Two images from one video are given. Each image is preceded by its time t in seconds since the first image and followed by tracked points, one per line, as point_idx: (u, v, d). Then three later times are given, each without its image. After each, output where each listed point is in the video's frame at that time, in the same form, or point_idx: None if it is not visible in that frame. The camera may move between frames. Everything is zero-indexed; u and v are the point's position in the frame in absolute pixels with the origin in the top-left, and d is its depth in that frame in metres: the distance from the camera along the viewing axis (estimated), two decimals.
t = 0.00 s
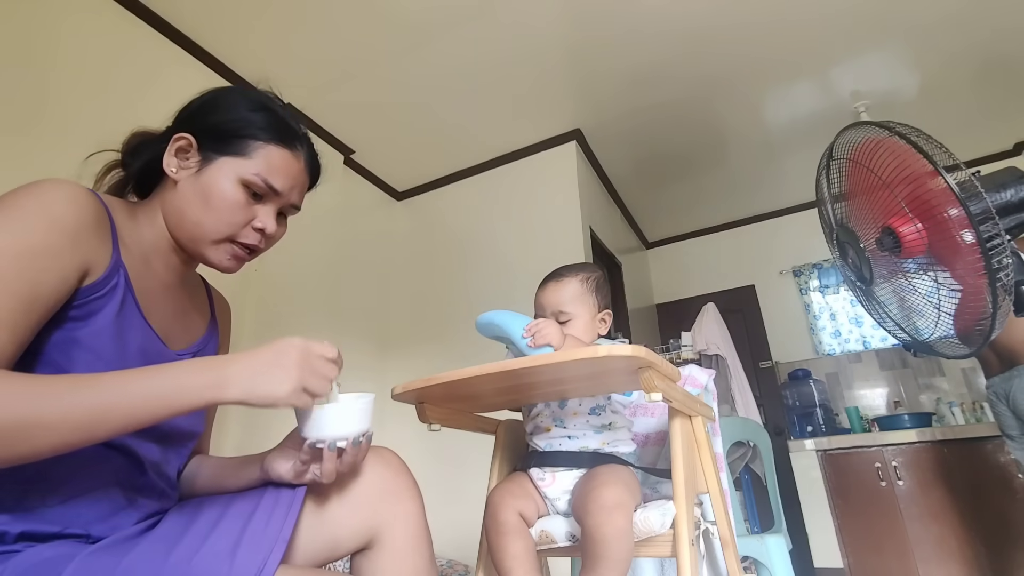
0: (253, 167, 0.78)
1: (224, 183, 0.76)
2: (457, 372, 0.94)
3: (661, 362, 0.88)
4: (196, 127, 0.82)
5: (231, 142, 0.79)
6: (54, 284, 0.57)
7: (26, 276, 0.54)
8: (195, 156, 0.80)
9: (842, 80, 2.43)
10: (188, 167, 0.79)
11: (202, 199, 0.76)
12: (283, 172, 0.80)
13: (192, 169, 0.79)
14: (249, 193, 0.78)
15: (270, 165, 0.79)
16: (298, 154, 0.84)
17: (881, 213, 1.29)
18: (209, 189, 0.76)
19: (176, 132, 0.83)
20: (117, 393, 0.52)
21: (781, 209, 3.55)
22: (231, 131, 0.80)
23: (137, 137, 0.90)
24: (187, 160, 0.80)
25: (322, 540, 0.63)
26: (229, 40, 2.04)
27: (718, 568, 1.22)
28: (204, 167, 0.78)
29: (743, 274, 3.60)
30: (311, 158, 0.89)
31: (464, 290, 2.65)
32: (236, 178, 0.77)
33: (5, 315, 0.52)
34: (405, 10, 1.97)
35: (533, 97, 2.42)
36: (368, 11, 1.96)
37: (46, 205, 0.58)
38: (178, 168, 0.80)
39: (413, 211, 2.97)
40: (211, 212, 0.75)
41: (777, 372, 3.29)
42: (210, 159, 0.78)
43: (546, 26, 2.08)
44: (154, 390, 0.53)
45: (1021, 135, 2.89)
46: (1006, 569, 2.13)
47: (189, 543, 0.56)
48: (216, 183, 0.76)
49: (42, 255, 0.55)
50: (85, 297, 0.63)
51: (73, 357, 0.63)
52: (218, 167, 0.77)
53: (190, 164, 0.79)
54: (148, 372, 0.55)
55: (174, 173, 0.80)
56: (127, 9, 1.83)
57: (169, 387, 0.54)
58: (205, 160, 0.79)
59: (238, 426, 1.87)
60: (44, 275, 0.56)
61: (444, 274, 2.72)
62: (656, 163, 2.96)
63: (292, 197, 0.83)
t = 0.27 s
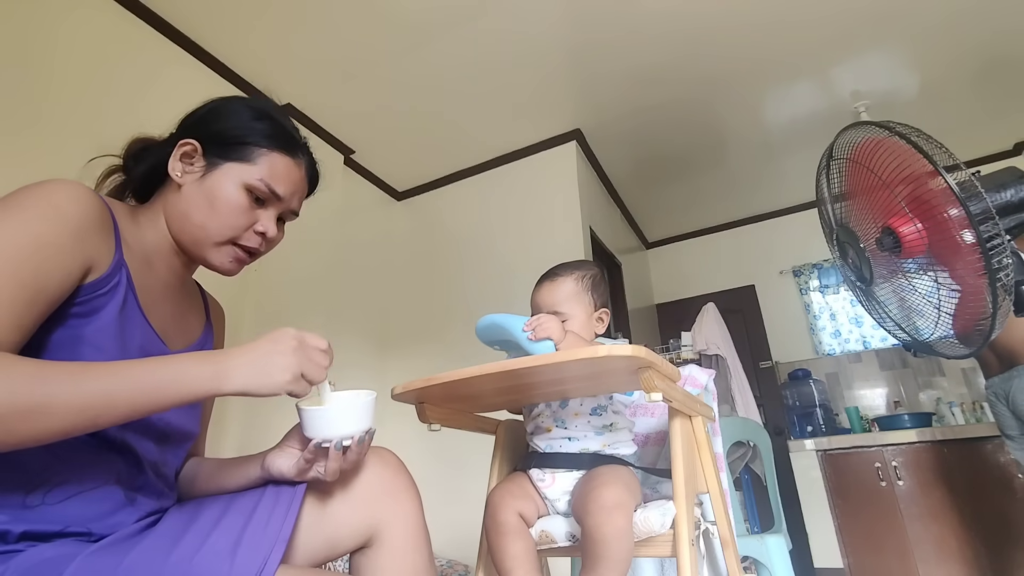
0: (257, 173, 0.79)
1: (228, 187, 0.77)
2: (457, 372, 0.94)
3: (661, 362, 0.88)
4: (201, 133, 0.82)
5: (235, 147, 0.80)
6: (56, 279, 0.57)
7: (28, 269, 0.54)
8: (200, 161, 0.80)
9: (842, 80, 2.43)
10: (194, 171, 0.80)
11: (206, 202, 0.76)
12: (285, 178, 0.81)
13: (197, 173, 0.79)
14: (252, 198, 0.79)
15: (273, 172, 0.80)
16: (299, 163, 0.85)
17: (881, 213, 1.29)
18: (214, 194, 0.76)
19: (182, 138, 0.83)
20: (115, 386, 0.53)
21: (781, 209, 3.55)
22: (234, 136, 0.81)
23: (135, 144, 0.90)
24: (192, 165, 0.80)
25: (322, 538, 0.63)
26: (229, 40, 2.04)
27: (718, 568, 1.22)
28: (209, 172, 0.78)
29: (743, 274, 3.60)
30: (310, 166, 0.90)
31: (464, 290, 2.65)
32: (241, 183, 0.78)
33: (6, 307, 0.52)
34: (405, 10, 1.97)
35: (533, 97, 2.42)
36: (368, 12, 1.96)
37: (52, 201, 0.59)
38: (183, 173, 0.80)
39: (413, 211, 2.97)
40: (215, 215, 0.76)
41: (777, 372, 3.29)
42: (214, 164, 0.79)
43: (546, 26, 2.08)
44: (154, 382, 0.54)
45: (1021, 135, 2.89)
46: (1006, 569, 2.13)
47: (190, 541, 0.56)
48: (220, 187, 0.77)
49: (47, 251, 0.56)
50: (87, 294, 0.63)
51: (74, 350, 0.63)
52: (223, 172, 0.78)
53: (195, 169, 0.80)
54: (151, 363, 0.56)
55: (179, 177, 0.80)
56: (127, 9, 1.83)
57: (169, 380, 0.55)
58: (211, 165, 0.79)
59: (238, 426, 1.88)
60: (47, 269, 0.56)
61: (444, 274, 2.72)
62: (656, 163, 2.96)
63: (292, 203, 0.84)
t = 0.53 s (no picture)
0: (258, 170, 0.79)
1: (231, 184, 0.77)
2: (457, 373, 0.94)
3: (661, 362, 0.88)
4: (200, 135, 0.83)
5: (235, 146, 0.81)
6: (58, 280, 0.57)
7: (29, 269, 0.54)
8: (201, 162, 0.80)
9: (842, 80, 2.43)
10: (196, 172, 0.80)
11: (208, 200, 0.76)
12: (284, 175, 0.82)
13: (198, 172, 0.80)
14: (253, 195, 0.79)
15: (273, 169, 0.81)
16: (297, 160, 0.86)
17: (881, 213, 1.29)
18: (217, 191, 0.77)
19: (179, 140, 0.84)
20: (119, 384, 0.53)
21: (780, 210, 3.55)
22: (234, 137, 0.82)
23: (131, 150, 0.90)
24: (193, 167, 0.80)
25: (322, 538, 0.63)
26: (229, 40, 2.04)
27: (718, 568, 1.22)
28: (211, 171, 0.79)
29: (743, 274, 3.60)
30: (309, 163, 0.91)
31: (464, 290, 2.65)
32: (243, 180, 0.78)
33: (5, 307, 0.52)
34: (405, 10, 1.97)
35: (533, 97, 2.42)
36: (368, 12, 1.97)
37: (54, 201, 0.59)
38: (184, 175, 0.80)
39: (413, 211, 2.97)
40: (219, 212, 0.76)
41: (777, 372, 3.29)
42: (213, 163, 0.79)
43: (546, 26, 2.08)
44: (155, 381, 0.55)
45: (1021, 135, 2.89)
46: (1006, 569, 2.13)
47: (190, 541, 0.56)
48: (224, 185, 0.77)
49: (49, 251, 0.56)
50: (88, 295, 0.63)
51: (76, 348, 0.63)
52: (224, 171, 0.78)
53: (195, 168, 0.80)
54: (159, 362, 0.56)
55: (179, 178, 0.80)
56: (127, 9, 1.83)
57: (167, 380, 0.55)
58: (213, 165, 0.79)
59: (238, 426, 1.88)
60: (51, 270, 0.56)
61: (444, 274, 2.73)
62: (656, 163, 2.96)
63: (293, 200, 0.85)
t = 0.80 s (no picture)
0: (267, 165, 0.82)
1: (247, 182, 0.79)
2: (456, 373, 0.94)
3: (661, 362, 0.88)
4: (202, 138, 0.83)
5: (240, 145, 0.82)
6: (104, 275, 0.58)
7: (77, 266, 0.54)
8: (212, 163, 0.81)
9: (842, 80, 2.43)
10: (211, 174, 0.80)
11: (229, 196, 0.78)
12: (288, 168, 0.86)
13: (212, 172, 0.80)
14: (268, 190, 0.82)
15: (279, 163, 0.84)
16: (295, 155, 0.90)
17: (880, 213, 1.29)
18: (237, 189, 0.78)
19: (180, 145, 0.82)
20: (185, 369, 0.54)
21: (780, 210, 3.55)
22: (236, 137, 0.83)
23: (115, 163, 0.85)
24: (205, 169, 0.81)
25: (322, 537, 0.63)
26: (229, 41, 2.04)
27: (718, 568, 1.22)
28: (225, 171, 0.80)
29: (743, 274, 3.60)
30: (302, 158, 0.94)
31: (464, 290, 2.65)
32: (256, 176, 0.80)
33: (62, 302, 0.52)
34: (405, 10, 1.97)
35: (533, 97, 2.42)
36: (369, 12, 1.97)
37: (85, 202, 0.59)
38: (198, 178, 0.80)
39: (413, 211, 2.97)
40: (241, 208, 0.78)
41: (776, 372, 3.29)
42: (226, 161, 0.81)
43: (546, 26, 2.08)
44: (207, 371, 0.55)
45: (1021, 135, 2.89)
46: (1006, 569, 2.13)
47: (190, 541, 0.56)
48: (241, 183, 0.79)
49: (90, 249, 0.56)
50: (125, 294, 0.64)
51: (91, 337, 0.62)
52: (236, 169, 0.80)
53: (208, 168, 0.81)
54: (225, 330, 0.56)
55: (194, 181, 0.80)
56: (127, 9, 1.83)
57: (243, 341, 0.56)
58: (226, 165, 0.80)
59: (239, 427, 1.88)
60: (96, 268, 0.56)
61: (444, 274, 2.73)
62: (656, 163, 2.96)
63: (298, 191, 0.88)
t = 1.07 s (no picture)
0: (272, 172, 0.84)
1: (253, 189, 0.81)
2: (456, 373, 0.94)
3: (661, 362, 0.88)
4: (207, 147, 0.83)
5: (244, 153, 0.84)
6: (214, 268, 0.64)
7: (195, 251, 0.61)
8: (220, 172, 0.82)
9: (842, 80, 2.43)
10: (220, 181, 0.81)
11: (239, 203, 0.80)
12: (289, 174, 0.88)
13: (221, 180, 0.81)
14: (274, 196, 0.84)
15: (282, 170, 0.87)
16: (294, 162, 0.93)
17: (880, 213, 1.29)
18: (245, 196, 0.80)
19: (185, 155, 0.83)
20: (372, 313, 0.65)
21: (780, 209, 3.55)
22: (240, 145, 0.85)
23: (119, 173, 0.89)
24: (213, 177, 0.81)
25: (321, 538, 0.63)
26: (229, 40, 2.04)
27: (718, 568, 1.22)
28: (233, 179, 0.81)
29: (743, 274, 3.60)
30: (297, 163, 0.96)
31: (464, 290, 2.65)
32: (262, 183, 0.82)
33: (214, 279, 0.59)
34: (406, 10, 1.97)
35: (533, 97, 2.42)
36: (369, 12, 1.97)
37: (149, 206, 0.64)
38: (207, 185, 0.81)
39: (413, 211, 2.97)
40: (249, 214, 0.79)
41: (776, 372, 3.29)
42: (234, 169, 0.82)
43: (546, 27, 2.08)
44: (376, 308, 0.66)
45: (1021, 135, 2.89)
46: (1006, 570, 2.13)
47: (190, 541, 0.56)
48: (248, 190, 0.81)
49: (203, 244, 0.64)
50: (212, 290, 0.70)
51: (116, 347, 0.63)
52: (242, 177, 0.82)
53: (217, 176, 0.81)
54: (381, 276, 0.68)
55: (203, 189, 0.80)
56: (127, 9, 1.83)
57: (401, 281, 0.68)
58: (233, 173, 0.82)
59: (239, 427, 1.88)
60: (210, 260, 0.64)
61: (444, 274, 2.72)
62: (656, 163, 2.96)
63: (298, 196, 0.91)
